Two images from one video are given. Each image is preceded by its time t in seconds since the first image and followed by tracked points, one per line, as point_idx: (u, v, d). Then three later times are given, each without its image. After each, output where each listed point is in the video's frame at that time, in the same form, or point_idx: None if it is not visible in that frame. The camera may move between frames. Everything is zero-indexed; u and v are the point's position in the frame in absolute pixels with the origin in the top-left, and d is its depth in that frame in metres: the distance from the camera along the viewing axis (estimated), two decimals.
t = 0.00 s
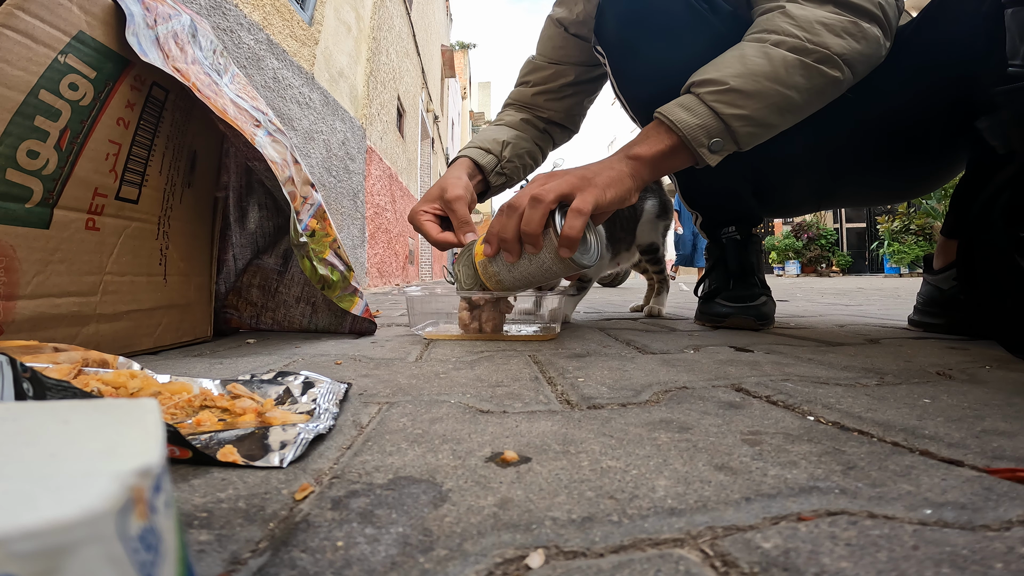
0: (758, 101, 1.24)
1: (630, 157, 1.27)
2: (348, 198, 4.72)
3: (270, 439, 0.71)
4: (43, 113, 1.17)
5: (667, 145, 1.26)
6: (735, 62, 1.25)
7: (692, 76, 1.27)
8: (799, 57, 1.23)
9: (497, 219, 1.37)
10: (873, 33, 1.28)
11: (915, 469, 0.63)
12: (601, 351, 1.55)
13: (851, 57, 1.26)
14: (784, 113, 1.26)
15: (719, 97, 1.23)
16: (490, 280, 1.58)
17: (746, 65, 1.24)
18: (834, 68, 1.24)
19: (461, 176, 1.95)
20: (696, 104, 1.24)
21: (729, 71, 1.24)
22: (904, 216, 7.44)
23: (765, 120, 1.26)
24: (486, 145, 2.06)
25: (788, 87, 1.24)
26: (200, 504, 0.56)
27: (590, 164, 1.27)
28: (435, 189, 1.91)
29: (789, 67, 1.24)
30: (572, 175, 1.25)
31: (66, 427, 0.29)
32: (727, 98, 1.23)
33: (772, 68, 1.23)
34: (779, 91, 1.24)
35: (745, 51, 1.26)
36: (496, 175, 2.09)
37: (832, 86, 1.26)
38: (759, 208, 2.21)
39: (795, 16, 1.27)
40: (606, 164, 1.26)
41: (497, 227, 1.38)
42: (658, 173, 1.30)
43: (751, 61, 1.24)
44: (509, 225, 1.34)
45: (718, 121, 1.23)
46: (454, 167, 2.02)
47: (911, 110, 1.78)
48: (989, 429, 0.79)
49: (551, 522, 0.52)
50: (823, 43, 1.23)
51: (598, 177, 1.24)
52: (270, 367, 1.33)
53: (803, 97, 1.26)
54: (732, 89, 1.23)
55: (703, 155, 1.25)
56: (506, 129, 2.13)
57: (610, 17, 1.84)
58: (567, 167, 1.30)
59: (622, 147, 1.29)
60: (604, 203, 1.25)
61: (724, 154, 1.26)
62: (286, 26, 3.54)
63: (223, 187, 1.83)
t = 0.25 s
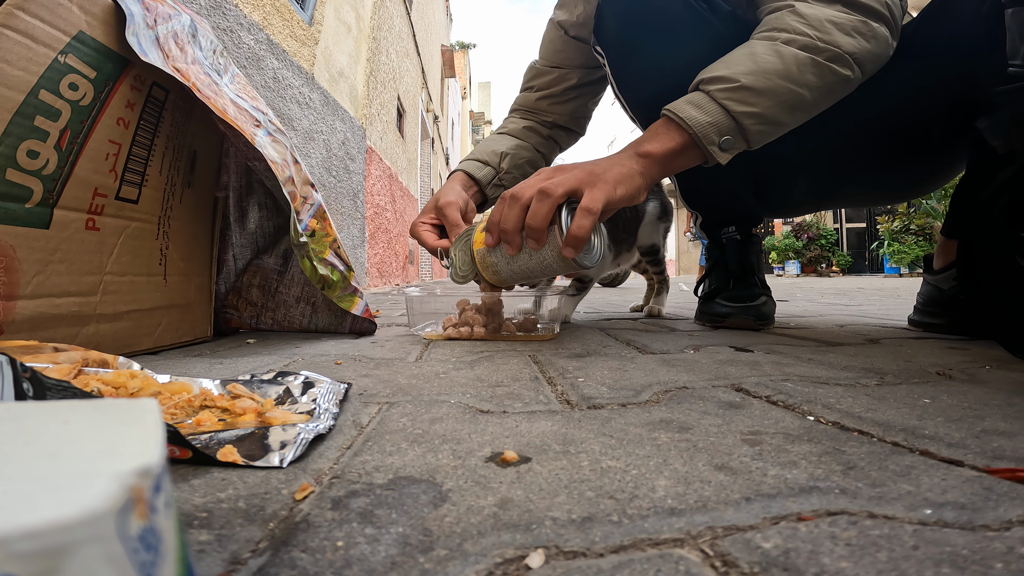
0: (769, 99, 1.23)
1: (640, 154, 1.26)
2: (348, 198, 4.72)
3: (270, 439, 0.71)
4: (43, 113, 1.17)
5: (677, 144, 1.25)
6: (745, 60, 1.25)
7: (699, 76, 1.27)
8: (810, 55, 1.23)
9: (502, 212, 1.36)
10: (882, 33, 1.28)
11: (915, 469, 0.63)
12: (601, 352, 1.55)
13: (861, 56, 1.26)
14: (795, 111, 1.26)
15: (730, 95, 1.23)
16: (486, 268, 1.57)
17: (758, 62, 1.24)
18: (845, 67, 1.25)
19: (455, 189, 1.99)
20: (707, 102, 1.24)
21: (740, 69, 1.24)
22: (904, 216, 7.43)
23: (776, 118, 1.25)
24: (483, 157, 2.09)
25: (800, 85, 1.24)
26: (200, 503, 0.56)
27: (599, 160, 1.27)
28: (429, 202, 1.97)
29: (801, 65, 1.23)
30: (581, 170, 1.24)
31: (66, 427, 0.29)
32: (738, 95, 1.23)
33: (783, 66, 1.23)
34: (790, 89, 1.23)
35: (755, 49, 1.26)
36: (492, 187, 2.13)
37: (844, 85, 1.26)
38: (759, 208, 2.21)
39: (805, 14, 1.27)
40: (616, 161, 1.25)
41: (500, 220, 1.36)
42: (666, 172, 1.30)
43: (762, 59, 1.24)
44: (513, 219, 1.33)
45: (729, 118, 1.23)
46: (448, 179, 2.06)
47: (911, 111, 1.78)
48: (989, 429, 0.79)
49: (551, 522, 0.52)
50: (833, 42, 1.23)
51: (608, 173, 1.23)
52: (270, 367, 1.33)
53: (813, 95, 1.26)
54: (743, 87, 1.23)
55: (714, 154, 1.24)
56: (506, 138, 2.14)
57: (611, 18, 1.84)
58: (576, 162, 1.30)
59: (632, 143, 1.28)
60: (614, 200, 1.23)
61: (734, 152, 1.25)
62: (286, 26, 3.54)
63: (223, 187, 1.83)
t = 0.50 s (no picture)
0: (785, 100, 1.23)
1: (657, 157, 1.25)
2: (348, 198, 4.72)
3: (270, 439, 0.71)
4: (43, 113, 1.17)
5: (696, 149, 1.24)
6: (761, 61, 1.24)
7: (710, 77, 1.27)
8: (826, 56, 1.23)
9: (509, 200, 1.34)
10: (894, 34, 1.29)
11: (915, 469, 0.63)
12: (601, 352, 1.55)
13: (875, 57, 1.26)
14: (811, 112, 1.26)
15: (746, 96, 1.22)
16: (479, 247, 1.52)
17: (774, 64, 1.23)
18: (860, 68, 1.25)
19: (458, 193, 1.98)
20: (723, 104, 1.23)
21: (755, 70, 1.23)
22: (904, 215, 7.43)
23: (792, 119, 1.25)
24: (485, 160, 2.09)
25: (816, 86, 1.23)
26: (200, 503, 0.56)
27: (616, 160, 1.25)
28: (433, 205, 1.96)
29: (817, 66, 1.23)
30: (598, 171, 1.23)
31: (66, 427, 0.29)
32: (755, 97, 1.22)
33: (800, 67, 1.23)
34: (807, 90, 1.23)
35: (770, 50, 1.25)
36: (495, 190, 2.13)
37: (859, 85, 1.27)
38: (759, 208, 2.22)
39: (817, 15, 1.27)
40: (632, 163, 1.24)
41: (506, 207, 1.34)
42: (682, 178, 1.29)
43: (778, 61, 1.23)
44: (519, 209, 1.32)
45: (746, 120, 1.23)
46: (454, 183, 2.03)
47: (912, 110, 1.78)
48: (989, 429, 0.79)
49: (551, 522, 0.52)
50: (848, 43, 1.24)
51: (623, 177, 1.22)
52: (270, 367, 1.33)
53: (829, 96, 1.26)
54: (760, 88, 1.22)
55: (732, 156, 1.24)
56: (508, 140, 2.14)
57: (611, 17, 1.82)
58: (592, 158, 1.27)
59: (650, 144, 1.26)
60: (627, 204, 1.23)
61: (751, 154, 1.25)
62: (285, 26, 3.54)
63: (223, 187, 1.83)
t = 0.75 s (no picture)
0: (796, 97, 1.23)
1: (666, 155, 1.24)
2: (348, 198, 4.72)
3: (270, 439, 0.71)
4: (43, 113, 1.17)
5: (705, 147, 1.23)
6: (771, 59, 1.24)
7: (719, 75, 1.26)
8: (836, 54, 1.23)
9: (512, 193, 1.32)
10: (902, 33, 1.29)
11: (915, 469, 0.63)
12: (601, 351, 1.55)
13: (884, 55, 1.27)
14: (821, 109, 1.25)
15: (755, 94, 1.22)
16: (480, 240, 1.54)
17: (784, 61, 1.23)
18: (869, 66, 1.25)
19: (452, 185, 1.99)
20: (732, 101, 1.23)
21: (765, 67, 1.23)
22: (904, 216, 7.43)
23: (803, 117, 1.25)
24: (481, 154, 2.09)
25: (826, 84, 1.23)
26: (200, 503, 0.56)
27: (624, 157, 1.24)
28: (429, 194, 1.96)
29: (827, 64, 1.23)
30: (605, 167, 1.21)
31: (65, 427, 0.29)
32: (765, 95, 1.22)
33: (810, 65, 1.23)
34: (818, 87, 1.23)
35: (780, 47, 1.25)
36: (490, 183, 2.13)
37: (868, 83, 1.27)
38: (760, 207, 2.21)
39: (826, 13, 1.27)
40: (640, 160, 1.23)
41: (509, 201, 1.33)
42: (690, 177, 1.28)
43: (788, 58, 1.23)
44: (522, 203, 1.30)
45: (756, 118, 1.22)
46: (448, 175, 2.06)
47: (913, 110, 1.78)
48: (989, 429, 0.79)
49: (551, 522, 0.52)
50: (858, 41, 1.24)
51: (631, 174, 1.21)
52: (270, 367, 1.33)
53: (839, 94, 1.26)
54: (770, 85, 1.22)
55: (742, 154, 1.24)
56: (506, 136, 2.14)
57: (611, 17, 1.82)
58: (599, 154, 1.26)
59: (658, 141, 1.25)
60: (634, 202, 1.22)
61: (762, 152, 1.25)
62: (285, 26, 3.54)
63: (223, 186, 1.83)
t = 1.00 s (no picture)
0: (792, 97, 1.22)
1: (661, 161, 1.23)
2: (348, 198, 4.72)
3: (270, 439, 0.71)
4: (43, 113, 1.17)
5: (700, 151, 1.23)
6: (766, 59, 1.24)
7: (714, 75, 1.26)
8: (831, 54, 1.23)
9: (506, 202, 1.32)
10: (898, 32, 1.29)
11: (915, 469, 0.63)
12: (601, 351, 1.55)
13: (879, 55, 1.27)
14: (817, 109, 1.25)
15: (751, 94, 1.21)
16: (474, 247, 1.54)
17: (779, 62, 1.23)
18: (864, 66, 1.25)
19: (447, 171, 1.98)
20: (727, 102, 1.22)
21: (760, 68, 1.23)
22: (904, 216, 7.43)
23: (799, 117, 1.24)
24: (479, 149, 2.09)
25: (822, 84, 1.23)
26: (200, 503, 0.56)
27: (618, 163, 1.24)
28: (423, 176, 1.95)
29: (822, 64, 1.23)
30: (600, 174, 1.21)
31: (65, 427, 0.29)
32: (760, 95, 1.21)
33: (805, 65, 1.23)
34: (814, 88, 1.23)
35: (775, 47, 1.25)
36: (484, 177, 2.11)
37: (863, 83, 1.27)
38: (760, 208, 2.21)
39: (821, 12, 1.27)
40: (635, 167, 1.23)
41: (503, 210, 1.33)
42: (685, 181, 1.28)
43: (783, 58, 1.23)
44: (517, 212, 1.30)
45: (753, 119, 1.22)
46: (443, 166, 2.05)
47: (913, 110, 1.78)
48: (989, 429, 0.79)
49: (551, 522, 0.52)
50: (852, 41, 1.24)
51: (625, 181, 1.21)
52: (270, 367, 1.34)
53: (835, 94, 1.26)
54: (766, 86, 1.22)
55: (738, 156, 1.23)
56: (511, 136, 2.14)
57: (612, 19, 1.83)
58: (593, 161, 1.25)
59: (653, 145, 1.25)
60: (627, 210, 1.22)
61: (758, 154, 1.24)
62: (285, 26, 3.54)
63: (223, 186, 1.83)
